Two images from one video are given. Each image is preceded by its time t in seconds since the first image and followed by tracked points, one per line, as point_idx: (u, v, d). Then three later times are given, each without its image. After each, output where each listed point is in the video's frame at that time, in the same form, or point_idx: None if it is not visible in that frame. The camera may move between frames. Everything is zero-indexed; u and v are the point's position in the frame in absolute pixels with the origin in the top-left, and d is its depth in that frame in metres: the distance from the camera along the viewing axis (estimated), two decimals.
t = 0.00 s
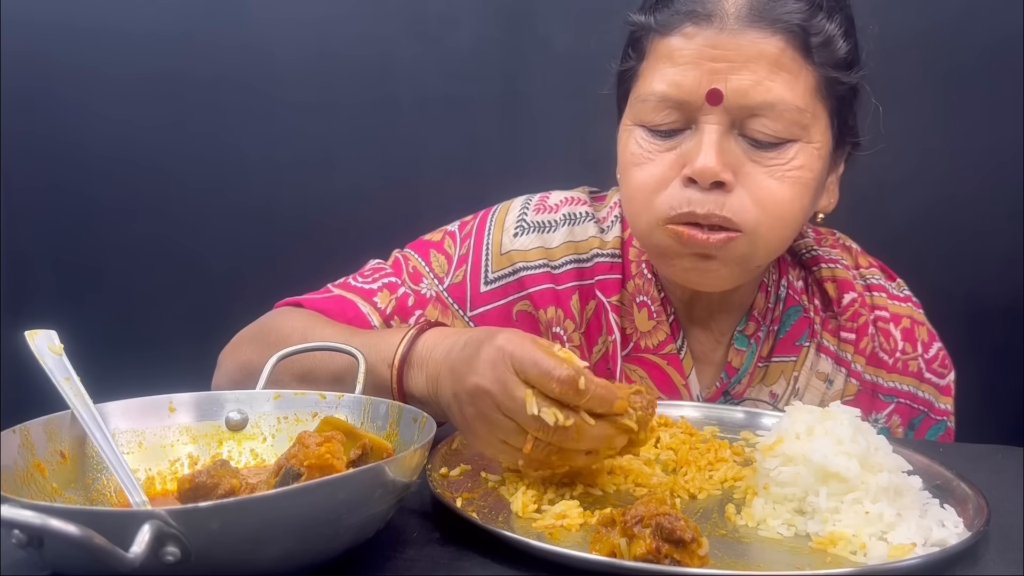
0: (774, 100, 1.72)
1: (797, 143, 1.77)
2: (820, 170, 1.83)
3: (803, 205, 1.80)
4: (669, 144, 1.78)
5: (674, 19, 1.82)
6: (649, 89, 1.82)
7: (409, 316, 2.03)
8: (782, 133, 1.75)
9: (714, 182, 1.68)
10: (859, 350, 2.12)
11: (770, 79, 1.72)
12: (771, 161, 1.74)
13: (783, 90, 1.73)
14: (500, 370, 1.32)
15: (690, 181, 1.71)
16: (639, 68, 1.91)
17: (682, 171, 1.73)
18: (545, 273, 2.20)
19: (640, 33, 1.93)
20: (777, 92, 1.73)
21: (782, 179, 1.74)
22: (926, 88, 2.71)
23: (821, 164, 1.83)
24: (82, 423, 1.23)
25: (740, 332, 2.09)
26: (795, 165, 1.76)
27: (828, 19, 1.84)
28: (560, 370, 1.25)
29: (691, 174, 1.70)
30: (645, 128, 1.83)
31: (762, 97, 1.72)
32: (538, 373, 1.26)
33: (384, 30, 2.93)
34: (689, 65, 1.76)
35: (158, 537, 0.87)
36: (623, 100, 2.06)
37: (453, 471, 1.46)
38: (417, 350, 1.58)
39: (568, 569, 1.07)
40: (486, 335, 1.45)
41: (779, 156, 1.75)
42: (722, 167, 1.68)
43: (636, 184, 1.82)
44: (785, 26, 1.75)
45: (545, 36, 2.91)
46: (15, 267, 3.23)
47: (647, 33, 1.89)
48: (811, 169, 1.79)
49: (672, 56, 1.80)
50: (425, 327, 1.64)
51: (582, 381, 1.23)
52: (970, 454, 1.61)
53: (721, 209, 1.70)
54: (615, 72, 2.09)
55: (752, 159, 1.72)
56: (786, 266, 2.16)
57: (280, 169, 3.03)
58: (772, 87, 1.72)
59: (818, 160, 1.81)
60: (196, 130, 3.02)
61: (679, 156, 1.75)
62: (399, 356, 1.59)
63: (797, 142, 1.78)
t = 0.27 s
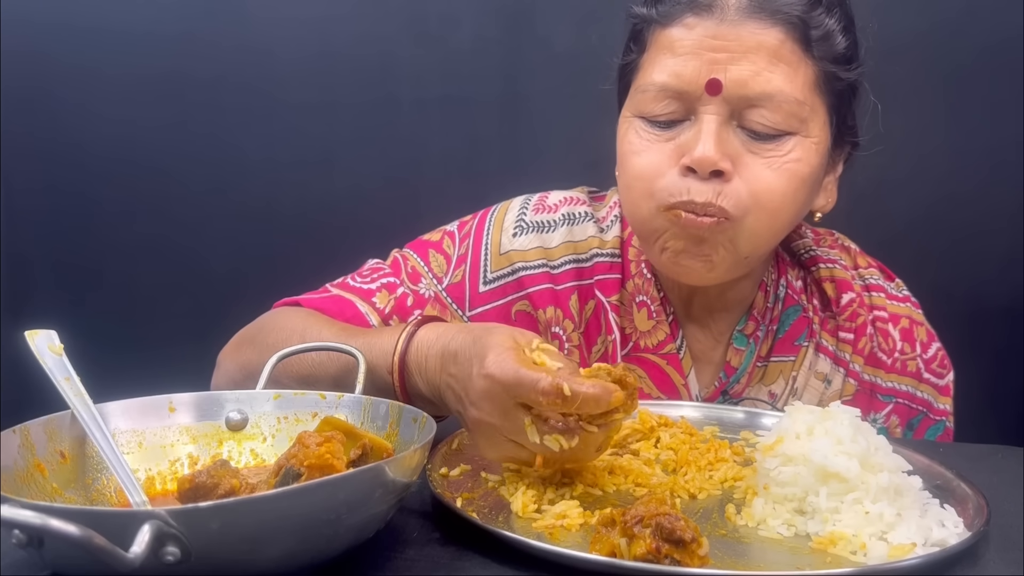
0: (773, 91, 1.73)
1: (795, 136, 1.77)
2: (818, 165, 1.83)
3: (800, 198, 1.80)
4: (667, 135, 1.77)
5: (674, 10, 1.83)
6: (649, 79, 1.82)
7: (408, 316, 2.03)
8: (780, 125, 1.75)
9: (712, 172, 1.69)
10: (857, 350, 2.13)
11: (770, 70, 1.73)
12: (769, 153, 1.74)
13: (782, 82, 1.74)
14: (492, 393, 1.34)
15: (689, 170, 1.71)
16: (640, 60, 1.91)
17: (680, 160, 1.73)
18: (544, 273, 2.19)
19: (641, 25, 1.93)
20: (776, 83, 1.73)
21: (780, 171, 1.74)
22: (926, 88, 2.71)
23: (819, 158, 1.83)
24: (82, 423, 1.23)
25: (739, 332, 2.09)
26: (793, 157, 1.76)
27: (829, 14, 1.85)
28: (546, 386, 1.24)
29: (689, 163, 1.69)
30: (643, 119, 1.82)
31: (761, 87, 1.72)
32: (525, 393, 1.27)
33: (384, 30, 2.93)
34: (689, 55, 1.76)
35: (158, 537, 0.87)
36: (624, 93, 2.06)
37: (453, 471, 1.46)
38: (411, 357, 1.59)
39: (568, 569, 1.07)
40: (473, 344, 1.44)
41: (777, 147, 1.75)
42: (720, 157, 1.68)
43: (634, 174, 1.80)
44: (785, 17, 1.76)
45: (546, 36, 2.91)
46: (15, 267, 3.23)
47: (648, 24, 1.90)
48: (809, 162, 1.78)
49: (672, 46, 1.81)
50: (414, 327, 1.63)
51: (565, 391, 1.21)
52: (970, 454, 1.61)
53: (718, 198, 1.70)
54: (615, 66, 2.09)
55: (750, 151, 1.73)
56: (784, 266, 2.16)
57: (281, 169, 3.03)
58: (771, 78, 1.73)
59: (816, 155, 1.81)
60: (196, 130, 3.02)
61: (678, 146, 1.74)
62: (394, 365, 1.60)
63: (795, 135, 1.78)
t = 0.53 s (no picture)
0: (776, 87, 1.73)
1: (798, 132, 1.78)
2: (821, 161, 1.83)
3: (803, 194, 1.79)
4: (671, 131, 1.77)
5: (678, 6, 1.84)
6: (652, 76, 1.82)
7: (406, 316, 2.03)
8: (784, 120, 1.75)
9: (715, 167, 1.68)
10: (856, 350, 2.13)
11: (773, 66, 1.73)
12: (773, 149, 1.74)
13: (786, 78, 1.74)
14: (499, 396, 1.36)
15: (691, 165, 1.70)
16: (643, 57, 1.92)
17: (683, 156, 1.72)
18: (544, 273, 2.20)
19: (644, 22, 1.94)
20: (780, 79, 1.74)
21: (783, 166, 1.74)
22: (926, 88, 2.71)
23: (822, 154, 1.83)
24: (82, 423, 1.23)
25: (738, 331, 2.09)
26: (797, 152, 1.76)
27: (832, 12, 1.84)
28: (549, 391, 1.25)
29: (692, 159, 1.69)
30: (646, 116, 1.82)
31: (765, 83, 1.72)
32: (531, 398, 1.28)
33: (384, 31, 2.93)
34: (693, 51, 1.77)
35: (158, 537, 0.87)
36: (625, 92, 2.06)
37: (453, 471, 1.46)
38: (409, 359, 1.59)
39: (568, 569, 1.07)
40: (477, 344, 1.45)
41: (780, 143, 1.75)
42: (723, 152, 1.67)
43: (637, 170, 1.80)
44: (788, 14, 1.77)
45: (546, 36, 2.91)
46: (14, 267, 3.23)
47: (651, 20, 1.91)
48: (812, 157, 1.79)
49: (676, 42, 1.81)
50: (410, 327, 1.63)
51: (571, 402, 1.22)
52: (970, 454, 1.61)
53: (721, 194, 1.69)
54: (618, 64, 2.10)
55: (753, 147, 1.72)
56: (784, 266, 2.16)
57: (280, 169, 3.03)
58: (775, 74, 1.73)
59: (819, 151, 1.81)
60: (196, 130, 3.02)
61: (681, 142, 1.74)
62: (394, 368, 1.60)
63: (798, 131, 1.78)
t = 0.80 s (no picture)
0: (781, 89, 1.73)
1: (801, 137, 1.77)
2: (823, 165, 1.82)
3: (805, 198, 1.79)
4: (674, 134, 1.77)
5: (683, 7, 1.84)
6: (656, 77, 1.82)
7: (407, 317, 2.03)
8: (788, 123, 1.75)
9: (719, 171, 1.67)
10: (857, 350, 2.13)
11: (777, 69, 1.73)
12: (776, 153, 1.73)
13: (790, 80, 1.74)
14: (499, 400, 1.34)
15: (695, 169, 1.70)
16: (647, 58, 1.92)
17: (687, 160, 1.72)
18: (544, 273, 2.20)
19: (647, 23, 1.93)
20: (783, 82, 1.73)
21: (786, 172, 1.73)
22: (926, 88, 2.71)
23: (825, 157, 1.83)
24: (82, 423, 1.23)
25: (739, 331, 2.10)
26: (800, 157, 1.75)
27: (835, 15, 1.86)
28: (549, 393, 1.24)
29: (696, 163, 1.69)
30: (650, 118, 1.81)
31: (769, 85, 1.72)
32: (530, 400, 1.27)
33: (384, 31, 2.93)
34: (698, 53, 1.77)
35: (158, 537, 0.87)
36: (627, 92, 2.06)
37: (453, 471, 1.46)
38: (413, 361, 1.60)
39: (567, 569, 1.07)
40: (477, 348, 1.45)
41: (784, 147, 1.74)
42: (727, 155, 1.67)
43: (640, 172, 1.80)
44: (793, 16, 1.77)
45: (546, 37, 2.91)
46: (14, 267, 3.23)
47: (655, 21, 1.90)
48: (815, 162, 1.78)
49: (681, 44, 1.81)
50: (414, 329, 1.64)
51: (569, 403, 1.20)
52: (970, 454, 1.61)
53: (724, 198, 1.69)
54: (620, 63, 2.09)
55: (756, 151, 1.72)
56: (785, 266, 2.17)
57: (280, 169, 3.03)
58: (779, 77, 1.73)
59: (821, 155, 1.80)
60: (196, 130, 3.02)
61: (684, 145, 1.74)
62: (398, 370, 1.61)
63: (802, 134, 1.77)
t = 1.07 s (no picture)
0: (783, 90, 1.73)
1: (803, 136, 1.77)
2: (826, 164, 1.83)
3: (808, 197, 1.80)
4: (676, 133, 1.78)
5: (685, 7, 1.83)
6: (658, 77, 1.82)
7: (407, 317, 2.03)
8: (790, 124, 1.75)
9: (720, 169, 1.69)
10: (857, 350, 2.13)
11: (780, 70, 1.73)
12: (777, 153, 1.74)
13: (793, 81, 1.74)
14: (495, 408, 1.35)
15: (696, 168, 1.72)
16: (648, 57, 1.91)
17: (688, 158, 1.74)
18: (544, 271, 2.20)
19: (649, 22, 1.92)
20: (786, 83, 1.73)
21: (788, 170, 1.74)
22: (927, 87, 2.71)
23: (828, 157, 1.83)
24: (82, 423, 1.23)
25: (739, 331, 2.10)
26: (802, 157, 1.76)
27: (839, 15, 1.84)
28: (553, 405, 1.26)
29: (697, 161, 1.70)
30: (651, 117, 1.82)
31: (772, 86, 1.72)
32: (531, 412, 1.29)
33: (384, 30, 2.93)
34: (700, 53, 1.76)
35: (158, 537, 0.87)
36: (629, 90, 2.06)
37: (453, 471, 1.46)
38: (414, 368, 1.60)
39: (567, 569, 1.07)
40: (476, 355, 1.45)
41: (785, 148, 1.75)
42: (728, 155, 1.69)
43: (641, 171, 1.81)
44: (796, 17, 1.76)
45: (546, 36, 2.91)
46: (14, 267, 3.23)
47: (657, 20, 1.89)
48: (818, 161, 1.79)
49: (683, 44, 1.80)
50: (413, 336, 1.62)
51: (574, 416, 1.24)
52: (970, 454, 1.61)
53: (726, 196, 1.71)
54: (622, 61, 2.09)
55: (758, 149, 1.73)
56: (785, 265, 2.16)
57: (280, 169, 3.03)
58: (782, 78, 1.73)
59: (824, 155, 1.80)
60: (196, 130, 3.02)
61: (686, 144, 1.75)
62: (400, 378, 1.61)
63: (804, 134, 1.78)
